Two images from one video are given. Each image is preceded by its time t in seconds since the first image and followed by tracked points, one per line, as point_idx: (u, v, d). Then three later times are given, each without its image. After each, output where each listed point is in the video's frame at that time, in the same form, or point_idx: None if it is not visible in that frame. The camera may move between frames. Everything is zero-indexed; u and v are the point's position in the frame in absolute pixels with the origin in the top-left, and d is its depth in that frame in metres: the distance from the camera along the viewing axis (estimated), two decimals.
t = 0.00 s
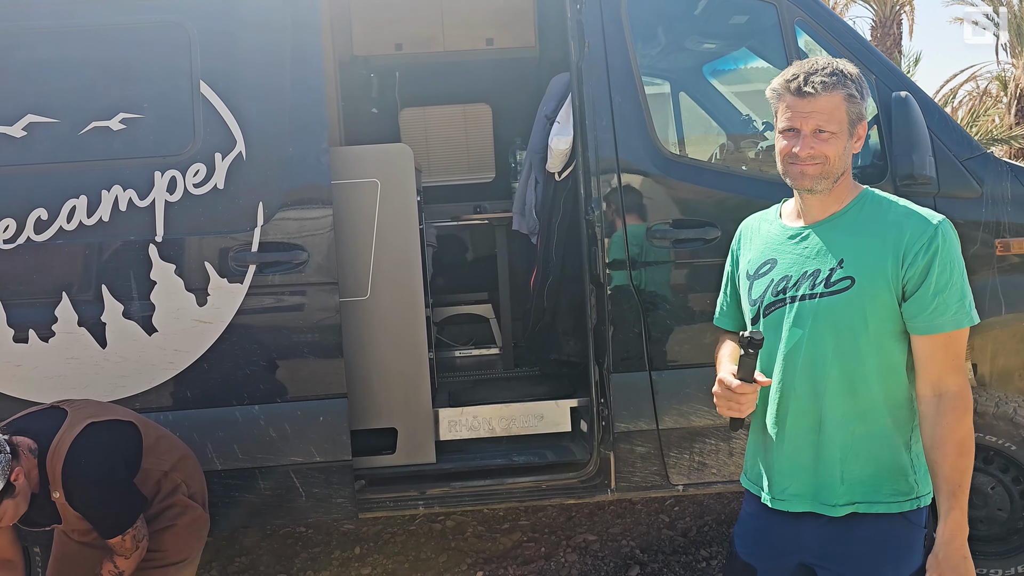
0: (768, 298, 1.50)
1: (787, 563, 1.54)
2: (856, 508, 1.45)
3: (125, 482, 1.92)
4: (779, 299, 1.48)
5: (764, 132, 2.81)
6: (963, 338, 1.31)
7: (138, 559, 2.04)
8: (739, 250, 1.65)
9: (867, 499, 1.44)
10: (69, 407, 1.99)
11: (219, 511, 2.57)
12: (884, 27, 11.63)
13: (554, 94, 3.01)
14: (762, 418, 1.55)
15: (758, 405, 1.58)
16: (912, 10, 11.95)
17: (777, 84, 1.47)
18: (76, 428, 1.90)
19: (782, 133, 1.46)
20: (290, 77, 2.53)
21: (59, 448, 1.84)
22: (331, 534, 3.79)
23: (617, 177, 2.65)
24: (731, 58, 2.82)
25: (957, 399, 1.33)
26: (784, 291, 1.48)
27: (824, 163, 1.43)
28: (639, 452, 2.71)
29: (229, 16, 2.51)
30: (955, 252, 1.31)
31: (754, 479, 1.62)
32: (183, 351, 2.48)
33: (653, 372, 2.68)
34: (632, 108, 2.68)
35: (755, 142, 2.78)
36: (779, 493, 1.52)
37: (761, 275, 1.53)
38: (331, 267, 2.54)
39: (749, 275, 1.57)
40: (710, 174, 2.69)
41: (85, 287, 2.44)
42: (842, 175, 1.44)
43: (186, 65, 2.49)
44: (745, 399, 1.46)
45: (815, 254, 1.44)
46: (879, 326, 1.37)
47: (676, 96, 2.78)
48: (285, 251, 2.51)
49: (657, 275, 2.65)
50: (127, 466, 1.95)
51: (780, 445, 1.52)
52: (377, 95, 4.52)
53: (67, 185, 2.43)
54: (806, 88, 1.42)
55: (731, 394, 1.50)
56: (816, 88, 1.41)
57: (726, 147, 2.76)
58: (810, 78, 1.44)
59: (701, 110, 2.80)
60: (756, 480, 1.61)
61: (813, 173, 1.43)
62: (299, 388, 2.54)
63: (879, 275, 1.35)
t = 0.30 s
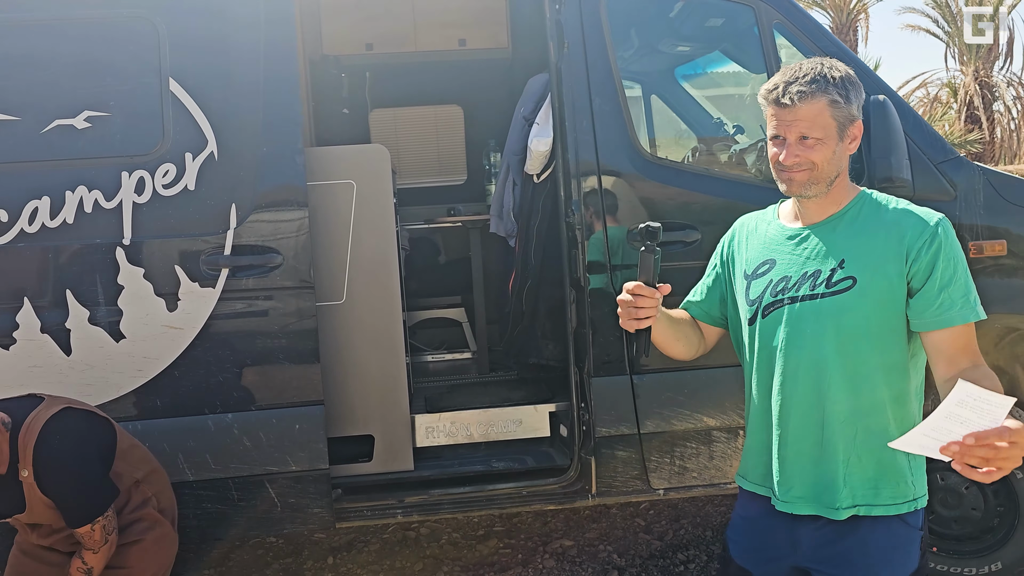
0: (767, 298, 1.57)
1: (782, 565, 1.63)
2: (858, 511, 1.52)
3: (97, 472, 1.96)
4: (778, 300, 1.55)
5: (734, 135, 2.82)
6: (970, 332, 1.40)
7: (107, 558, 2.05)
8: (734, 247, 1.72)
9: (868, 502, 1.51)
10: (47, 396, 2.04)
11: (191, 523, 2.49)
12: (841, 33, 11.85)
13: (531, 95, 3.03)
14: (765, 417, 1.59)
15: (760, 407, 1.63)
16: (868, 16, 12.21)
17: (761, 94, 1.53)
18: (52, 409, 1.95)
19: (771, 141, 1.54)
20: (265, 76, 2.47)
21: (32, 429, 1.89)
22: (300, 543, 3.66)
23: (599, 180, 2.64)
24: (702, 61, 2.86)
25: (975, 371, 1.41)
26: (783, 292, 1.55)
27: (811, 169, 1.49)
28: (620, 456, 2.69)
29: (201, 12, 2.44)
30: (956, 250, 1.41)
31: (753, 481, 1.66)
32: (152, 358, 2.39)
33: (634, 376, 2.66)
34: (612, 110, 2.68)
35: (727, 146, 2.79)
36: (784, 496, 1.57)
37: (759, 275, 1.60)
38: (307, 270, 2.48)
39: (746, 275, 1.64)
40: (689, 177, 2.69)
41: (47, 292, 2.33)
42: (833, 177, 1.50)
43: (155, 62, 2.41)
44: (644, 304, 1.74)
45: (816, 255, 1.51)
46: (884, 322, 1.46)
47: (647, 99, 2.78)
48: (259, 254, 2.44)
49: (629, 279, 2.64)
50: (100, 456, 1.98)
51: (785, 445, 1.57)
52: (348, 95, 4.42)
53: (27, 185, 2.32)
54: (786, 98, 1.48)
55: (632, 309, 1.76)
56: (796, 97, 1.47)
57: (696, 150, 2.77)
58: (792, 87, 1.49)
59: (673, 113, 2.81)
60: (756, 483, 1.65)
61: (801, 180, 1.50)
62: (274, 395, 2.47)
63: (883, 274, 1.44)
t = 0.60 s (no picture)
0: (753, 306, 1.62)
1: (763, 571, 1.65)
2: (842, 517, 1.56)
3: (75, 461, 1.87)
4: (763, 307, 1.59)
5: (708, 142, 2.87)
6: (953, 337, 1.42)
7: (69, 559, 1.90)
8: (717, 257, 1.76)
9: (853, 508, 1.55)
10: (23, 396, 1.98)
11: (164, 536, 2.44)
12: (807, 40, 12.04)
13: (511, 102, 3.06)
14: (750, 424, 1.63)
15: (748, 414, 1.67)
16: (831, 24, 12.46)
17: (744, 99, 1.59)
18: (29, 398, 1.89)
19: (753, 146, 1.59)
20: (243, 81, 2.45)
21: (11, 408, 1.83)
22: (270, 555, 3.52)
23: (579, 186, 2.65)
24: (676, 68, 2.91)
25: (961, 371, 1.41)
26: (768, 299, 1.59)
27: (789, 173, 1.54)
28: (598, 463, 2.69)
29: (177, 16, 2.41)
30: (937, 257, 1.44)
31: (739, 487, 1.70)
32: (125, 367, 2.34)
33: (612, 382, 2.68)
34: (591, 118, 2.70)
35: (701, 152, 2.83)
36: (771, 502, 1.61)
37: (744, 283, 1.64)
38: (284, 277, 2.45)
39: (731, 283, 1.68)
40: (667, 184, 2.72)
41: (16, 300, 2.27)
42: (812, 183, 1.54)
43: (129, 65, 2.37)
44: (639, 313, 1.71)
45: (801, 263, 1.55)
46: (867, 329, 1.49)
47: (622, 105, 2.80)
48: (236, 260, 2.40)
49: (608, 286, 2.65)
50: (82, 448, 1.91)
51: (771, 451, 1.60)
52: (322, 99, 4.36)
53: None
54: (766, 103, 1.53)
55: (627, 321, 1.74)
56: (775, 101, 1.53)
57: (670, 156, 2.80)
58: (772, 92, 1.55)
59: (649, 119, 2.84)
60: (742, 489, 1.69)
61: (779, 183, 1.55)
62: (251, 404, 2.43)
63: (865, 281, 1.48)
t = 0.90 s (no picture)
0: (734, 316, 1.65)
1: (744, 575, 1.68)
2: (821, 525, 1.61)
3: (59, 456, 1.77)
4: (743, 318, 1.63)
5: (687, 147, 2.90)
6: (918, 358, 1.47)
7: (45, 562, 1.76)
8: (704, 271, 1.78)
9: (832, 517, 1.59)
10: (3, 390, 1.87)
11: (143, 543, 2.41)
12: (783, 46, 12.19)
13: (495, 107, 3.08)
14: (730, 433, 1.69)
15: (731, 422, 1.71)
16: (805, 31, 12.65)
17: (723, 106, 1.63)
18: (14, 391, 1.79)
19: (731, 151, 1.63)
20: (225, 84, 2.43)
21: None
22: (249, 560, 3.49)
23: (561, 190, 2.67)
24: (656, 74, 2.96)
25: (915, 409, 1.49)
26: (747, 309, 1.62)
27: (766, 177, 1.57)
28: (581, 467, 2.71)
29: (159, 18, 2.39)
30: (911, 275, 1.46)
31: (723, 492, 1.75)
32: (104, 371, 2.31)
33: (595, 387, 2.69)
34: (574, 123, 2.72)
35: (681, 157, 2.86)
36: (751, 509, 1.66)
37: (725, 294, 1.68)
38: (266, 282, 2.43)
39: (714, 294, 1.71)
40: (649, 190, 2.74)
41: None
42: (789, 187, 1.57)
43: (109, 66, 2.34)
44: (717, 435, 1.63)
45: (778, 275, 1.58)
46: (839, 344, 1.52)
47: (602, 110, 2.82)
48: (217, 264, 2.39)
49: (590, 290, 2.67)
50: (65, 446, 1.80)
51: (748, 460, 1.65)
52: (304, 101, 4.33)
53: None
54: (744, 107, 1.58)
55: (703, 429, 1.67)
56: (753, 106, 1.57)
57: (650, 161, 2.82)
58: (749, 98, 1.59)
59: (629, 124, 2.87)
60: (723, 494, 1.75)
61: (757, 187, 1.58)
62: (233, 409, 2.42)
63: (838, 298, 1.50)
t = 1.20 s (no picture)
0: (729, 320, 1.68)
1: None
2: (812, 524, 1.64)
3: (50, 456, 1.74)
4: (739, 322, 1.66)
5: (673, 152, 2.92)
6: (914, 361, 1.52)
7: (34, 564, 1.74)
8: (700, 269, 1.83)
9: (823, 517, 1.62)
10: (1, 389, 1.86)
11: (131, 547, 2.39)
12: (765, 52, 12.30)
13: (485, 111, 3.09)
14: (725, 432, 1.71)
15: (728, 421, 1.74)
16: (786, 36, 12.78)
17: (734, 108, 1.65)
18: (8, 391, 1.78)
19: (739, 155, 1.64)
20: (216, 87, 2.43)
21: None
22: (235, 563, 3.46)
23: (550, 195, 2.68)
24: (642, 79, 2.96)
25: (911, 410, 1.54)
26: (744, 313, 1.65)
27: (778, 183, 1.60)
28: (570, 469, 2.72)
29: (148, 20, 2.38)
30: (907, 282, 1.51)
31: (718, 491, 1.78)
32: (91, 375, 2.29)
33: (584, 390, 2.71)
34: (564, 127, 2.74)
35: (667, 161, 2.89)
36: (747, 508, 1.69)
37: (722, 297, 1.70)
38: (256, 285, 2.43)
39: (710, 297, 1.74)
40: (638, 194, 2.77)
41: None
42: (796, 193, 1.61)
43: (98, 67, 2.33)
44: (719, 426, 1.59)
45: (776, 279, 1.61)
46: (839, 346, 1.55)
47: (588, 113, 2.84)
48: (207, 267, 2.38)
49: (579, 294, 2.69)
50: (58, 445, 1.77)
51: (747, 458, 1.68)
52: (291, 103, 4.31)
53: None
54: (761, 110, 1.60)
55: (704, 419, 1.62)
56: (770, 110, 1.60)
57: (637, 165, 2.85)
58: (763, 102, 1.62)
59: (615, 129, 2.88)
60: (718, 494, 1.78)
61: (769, 191, 1.60)
62: (222, 412, 2.41)
63: (839, 301, 1.54)
